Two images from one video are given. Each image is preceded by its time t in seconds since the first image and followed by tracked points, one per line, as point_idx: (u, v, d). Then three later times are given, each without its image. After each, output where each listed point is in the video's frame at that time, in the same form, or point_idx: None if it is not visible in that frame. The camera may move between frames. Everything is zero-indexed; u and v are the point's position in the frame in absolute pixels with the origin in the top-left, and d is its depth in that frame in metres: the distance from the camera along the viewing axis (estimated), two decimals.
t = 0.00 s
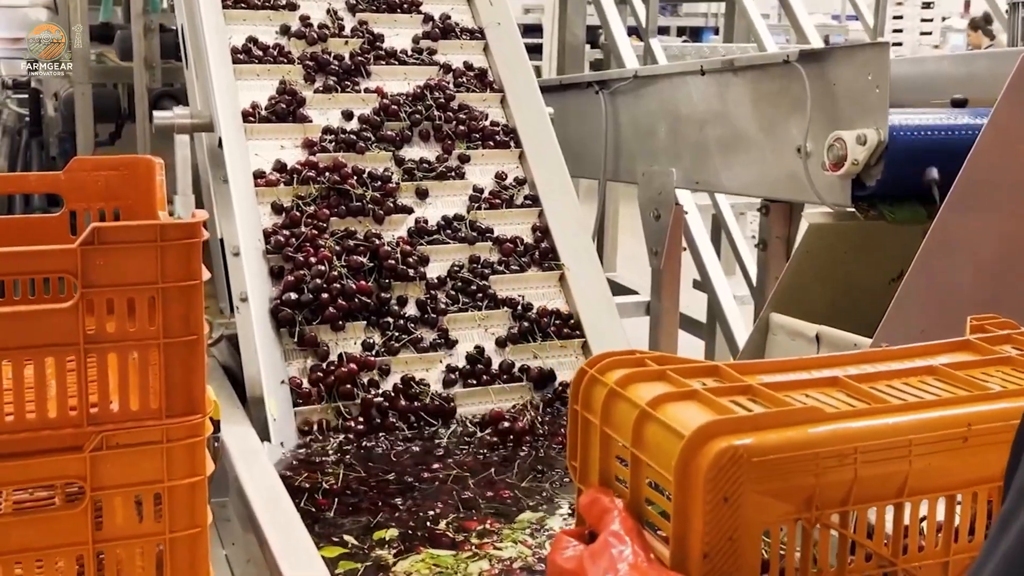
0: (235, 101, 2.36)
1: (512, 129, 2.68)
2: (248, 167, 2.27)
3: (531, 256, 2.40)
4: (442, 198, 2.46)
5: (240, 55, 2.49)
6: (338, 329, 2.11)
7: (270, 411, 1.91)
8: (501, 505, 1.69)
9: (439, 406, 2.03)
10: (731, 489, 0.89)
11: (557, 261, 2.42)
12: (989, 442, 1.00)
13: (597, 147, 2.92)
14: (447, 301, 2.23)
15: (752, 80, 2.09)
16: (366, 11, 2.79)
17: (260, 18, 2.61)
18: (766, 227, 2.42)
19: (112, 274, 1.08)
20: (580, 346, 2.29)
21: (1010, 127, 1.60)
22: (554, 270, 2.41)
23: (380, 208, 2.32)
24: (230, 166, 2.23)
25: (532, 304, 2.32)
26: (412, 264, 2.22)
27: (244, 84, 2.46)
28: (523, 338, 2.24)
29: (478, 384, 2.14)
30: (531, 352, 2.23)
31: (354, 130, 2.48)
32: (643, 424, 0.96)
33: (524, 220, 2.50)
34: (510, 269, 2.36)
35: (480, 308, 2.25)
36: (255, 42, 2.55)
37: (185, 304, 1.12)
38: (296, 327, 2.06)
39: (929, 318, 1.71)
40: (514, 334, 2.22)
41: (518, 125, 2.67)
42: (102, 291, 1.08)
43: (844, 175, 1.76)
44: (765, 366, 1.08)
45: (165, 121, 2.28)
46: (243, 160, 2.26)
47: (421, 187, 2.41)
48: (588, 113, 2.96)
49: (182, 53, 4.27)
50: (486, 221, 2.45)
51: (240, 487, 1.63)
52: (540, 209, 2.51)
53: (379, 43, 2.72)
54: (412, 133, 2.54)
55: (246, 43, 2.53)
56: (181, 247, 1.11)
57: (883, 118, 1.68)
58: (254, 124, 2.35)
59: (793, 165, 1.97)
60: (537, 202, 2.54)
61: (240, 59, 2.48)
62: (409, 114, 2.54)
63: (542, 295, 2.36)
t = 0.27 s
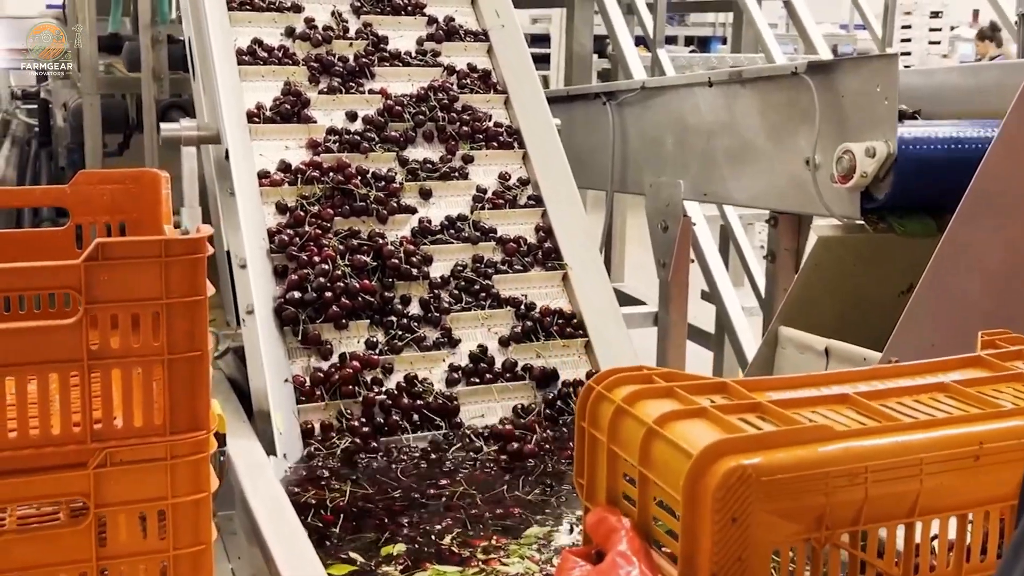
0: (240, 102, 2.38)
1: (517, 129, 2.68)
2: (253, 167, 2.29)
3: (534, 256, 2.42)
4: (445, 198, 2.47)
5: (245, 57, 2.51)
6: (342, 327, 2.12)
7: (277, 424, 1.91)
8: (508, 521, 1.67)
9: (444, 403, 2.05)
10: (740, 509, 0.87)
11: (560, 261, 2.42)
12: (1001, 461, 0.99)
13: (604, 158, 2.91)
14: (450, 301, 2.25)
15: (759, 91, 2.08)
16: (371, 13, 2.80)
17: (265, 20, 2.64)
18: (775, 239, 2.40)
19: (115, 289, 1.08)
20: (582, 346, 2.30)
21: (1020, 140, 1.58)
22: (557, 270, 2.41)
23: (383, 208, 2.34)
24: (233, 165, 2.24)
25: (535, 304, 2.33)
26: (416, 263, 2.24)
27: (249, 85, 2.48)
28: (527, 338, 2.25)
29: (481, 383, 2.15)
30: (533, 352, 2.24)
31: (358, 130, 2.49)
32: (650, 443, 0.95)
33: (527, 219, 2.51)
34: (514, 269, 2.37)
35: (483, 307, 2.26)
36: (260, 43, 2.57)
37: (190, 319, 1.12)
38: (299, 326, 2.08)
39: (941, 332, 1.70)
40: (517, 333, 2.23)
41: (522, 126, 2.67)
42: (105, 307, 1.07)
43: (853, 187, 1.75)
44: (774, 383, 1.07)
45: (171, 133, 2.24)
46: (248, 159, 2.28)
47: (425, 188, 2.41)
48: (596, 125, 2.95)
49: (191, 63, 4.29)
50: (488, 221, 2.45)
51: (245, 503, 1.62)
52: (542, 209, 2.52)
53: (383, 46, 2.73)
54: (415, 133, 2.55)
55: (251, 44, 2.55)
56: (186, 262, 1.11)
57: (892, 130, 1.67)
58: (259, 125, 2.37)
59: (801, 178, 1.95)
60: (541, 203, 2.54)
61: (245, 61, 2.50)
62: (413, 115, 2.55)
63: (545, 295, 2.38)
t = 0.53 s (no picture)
0: (245, 104, 2.37)
1: (519, 132, 2.69)
2: (257, 168, 2.28)
3: (538, 258, 2.41)
4: (449, 200, 2.46)
5: (250, 61, 2.50)
6: (345, 327, 2.11)
7: (282, 441, 1.89)
8: (514, 542, 1.66)
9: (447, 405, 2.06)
10: (748, 533, 0.86)
11: (563, 263, 2.43)
12: (1013, 483, 0.97)
13: (612, 172, 2.90)
14: (454, 302, 2.25)
15: (768, 106, 2.07)
16: (375, 17, 2.80)
17: (271, 24, 2.63)
18: (783, 253, 2.39)
19: (118, 308, 1.07)
20: (586, 347, 2.30)
21: None
22: (561, 272, 2.41)
23: (387, 209, 2.33)
24: (237, 167, 2.23)
25: (538, 305, 2.33)
26: (419, 264, 2.23)
27: (254, 89, 2.47)
28: (530, 339, 2.24)
29: (484, 383, 2.15)
30: (536, 353, 2.24)
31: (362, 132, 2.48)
32: (657, 466, 0.94)
33: (531, 222, 2.51)
34: (517, 271, 2.37)
35: (487, 308, 2.26)
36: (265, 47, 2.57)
37: (192, 340, 1.11)
38: (303, 326, 2.07)
39: (953, 348, 1.67)
40: (520, 334, 2.22)
41: (524, 128, 2.67)
42: (108, 327, 1.06)
43: (863, 203, 1.73)
44: (782, 404, 1.05)
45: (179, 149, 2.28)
46: (251, 162, 2.27)
47: (428, 190, 2.41)
48: (603, 138, 2.94)
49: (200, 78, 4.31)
50: (492, 223, 2.46)
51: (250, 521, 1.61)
52: (546, 211, 2.52)
53: (388, 50, 2.72)
54: (419, 136, 2.54)
55: (256, 49, 2.55)
56: (190, 281, 1.10)
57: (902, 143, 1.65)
58: (264, 128, 2.36)
59: (810, 194, 1.94)
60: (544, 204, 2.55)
61: (250, 64, 2.49)
62: (417, 118, 2.54)
63: (548, 297, 2.38)
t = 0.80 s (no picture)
0: (249, 111, 2.38)
1: (523, 138, 2.69)
2: (261, 175, 2.28)
3: (539, 263, 2.41)
4: (451, 205, 2.46)
5: (254, 67, 2.50)
6: (347, 332, 2.11)
7: (286, 460, 1.88)
8: (520, 567, 1.65)
9: (450, 410, 2.05)
10: (757, 563, 0.85)
11: (565, 268, 2.42)
12: None
13: (617, 186, 2.89)
14: (455, 306, 2.24)
15: (776, 123, 2.06)
16: (379, 24, 2.78)
17: (275, 31, 2.63)
18: (790, 269, 2.38)
19: (119, 332, 1.06)
20: (587, 352, 2.29)
21: None
22: (562, 277, 2.41)
23: (389, 214, 2.33)
24: (242, 175, 2.24)
25: (539, 309, 2.32)
26: (422, 269, 2.24)
27: (257, 95, 2.47)
28: (530, 343, 2.25)
29: (486, 388, 2.15)
30: (537, 357, 2.24)
31: (365, 138, 2.49)
32: (664, 493, 0.93)
33: (534, 227, 2.51)
34: (519, 275, 2.36)
35: (488, 312, 2.27)
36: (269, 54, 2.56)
37: (195, 364, 1.10)
38: (305, 330, 2.07)
39: (960, 369, 1.64)
40: (522, 338, 2.23)
41: (527, 134, 2.67)
42: (109, 350, 1.05)
43: (872, 221, 1.72)
44: (790, 430, 1.04)
45: (185, 165, 2.27)
46: (256, 167, 2.28)
47: (431, 195, 2.41)
48: (608, 152, 2.93)
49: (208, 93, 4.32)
50: (494, 228, 2.45)
51: (253, 542, 1.60)
52: (549, 216, 2.52)
53: (391, 56, 2.70)
54: (422, 142, 2.55)
55: (260, 55, 2.54)
56: (192, 304, 1.09)
57: (911, 161, 1.64)
58: (267, 133, 2.36)
59: (818, 212, 1.93)
60: (547, 210, 2.54)
61: (254, 71, 2.50)
62: (420, 124, 2.54)
63: (551, 302, 2.37)
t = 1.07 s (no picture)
0: (251, 118, 2.39)
1: (523, 145, 2.67)
2: (262, 181, 2.28)
3: (540, 269, 2.39)
4: (453, 212, 2.45)
5: (257, 75, 2.50)
6: (347, 337, 2.10)
7: (290, 481, 1.86)
8: None
9: (449, 415, 2.04)
10: None
11: (566, 274, 2.41)
12: None
13: (622, 204, 2.88)
14: (456, 313, 2.22)
15: (782, 143, 2.05)
16: (381, 34, 2.78)
17: (277, 40, 2.62)
18: (796, 288, 2.36)
19: (119, 357, 1.05)
20: (587, 359, 2.28)
21: None
22: (563, 283, 2.39)
23: (391, 221, 2.31)
24: (243, 180, 2.25)
25: (539, 316, 2.31)
26: (422, 275, 2.22)
27: (260, 103, 2.47)
28: (531, 349, 2.23)
29: (486, 394, 2.12)
30: (538, 363, 2.22)
31: (367, 146, 2.48)
32: (670, 522, 0.92)
33: (536, 233, 2.49)
34: (520, 282, 2.35)
35: (489, 319, 2.25)
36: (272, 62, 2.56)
37: (195, 390, 1.09)
38: (306, 336, 2.06)
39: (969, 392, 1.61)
40: (522, 344, 2.21)
41: (528, 142, 2.65)
42: (108, 376, 1.04)
43: (879, 242, 1.70)
44: (798, 458, 1.03)
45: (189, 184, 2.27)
46: (258, 174, 2.28)
47: (432, 202, 2.40)
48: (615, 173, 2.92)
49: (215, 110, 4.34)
50: (497, 235, 2.45)
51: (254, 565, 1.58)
52: (550, 223, 2.51)
53: (393, 65, 2.71)
54: (424, 149, 2.54)
55: (263, 63, 2.55)
56: (192, 329, 1.08)
57: (918, 183, 1.62)
58: (270, 140, 2.36)
59: (824, 232, 1.91)
60: (547, 217, 2.53)
61: (257, 79, 2.50)
62: (421, 131, 2.53)
63: (552, 309, 2.36)
